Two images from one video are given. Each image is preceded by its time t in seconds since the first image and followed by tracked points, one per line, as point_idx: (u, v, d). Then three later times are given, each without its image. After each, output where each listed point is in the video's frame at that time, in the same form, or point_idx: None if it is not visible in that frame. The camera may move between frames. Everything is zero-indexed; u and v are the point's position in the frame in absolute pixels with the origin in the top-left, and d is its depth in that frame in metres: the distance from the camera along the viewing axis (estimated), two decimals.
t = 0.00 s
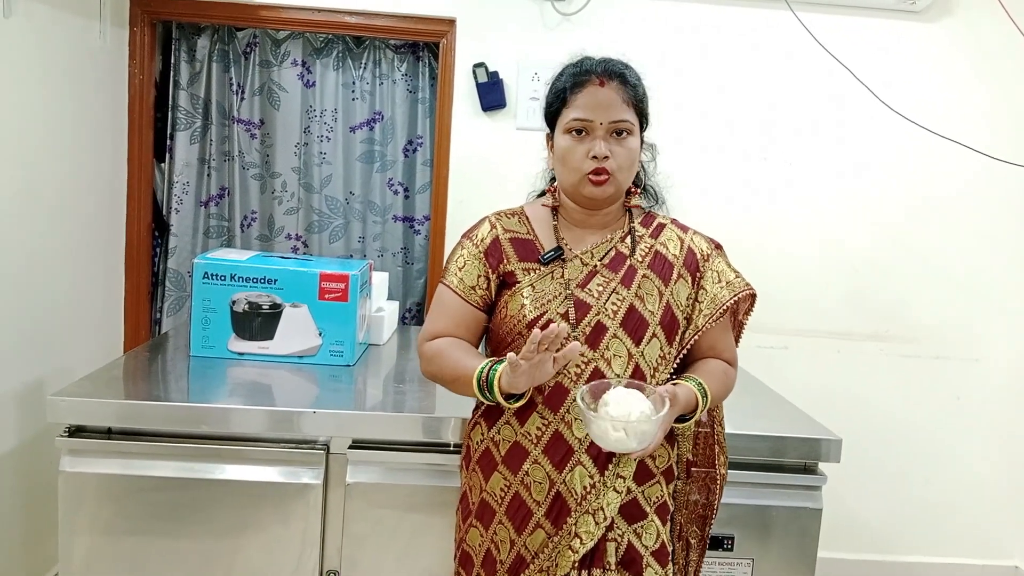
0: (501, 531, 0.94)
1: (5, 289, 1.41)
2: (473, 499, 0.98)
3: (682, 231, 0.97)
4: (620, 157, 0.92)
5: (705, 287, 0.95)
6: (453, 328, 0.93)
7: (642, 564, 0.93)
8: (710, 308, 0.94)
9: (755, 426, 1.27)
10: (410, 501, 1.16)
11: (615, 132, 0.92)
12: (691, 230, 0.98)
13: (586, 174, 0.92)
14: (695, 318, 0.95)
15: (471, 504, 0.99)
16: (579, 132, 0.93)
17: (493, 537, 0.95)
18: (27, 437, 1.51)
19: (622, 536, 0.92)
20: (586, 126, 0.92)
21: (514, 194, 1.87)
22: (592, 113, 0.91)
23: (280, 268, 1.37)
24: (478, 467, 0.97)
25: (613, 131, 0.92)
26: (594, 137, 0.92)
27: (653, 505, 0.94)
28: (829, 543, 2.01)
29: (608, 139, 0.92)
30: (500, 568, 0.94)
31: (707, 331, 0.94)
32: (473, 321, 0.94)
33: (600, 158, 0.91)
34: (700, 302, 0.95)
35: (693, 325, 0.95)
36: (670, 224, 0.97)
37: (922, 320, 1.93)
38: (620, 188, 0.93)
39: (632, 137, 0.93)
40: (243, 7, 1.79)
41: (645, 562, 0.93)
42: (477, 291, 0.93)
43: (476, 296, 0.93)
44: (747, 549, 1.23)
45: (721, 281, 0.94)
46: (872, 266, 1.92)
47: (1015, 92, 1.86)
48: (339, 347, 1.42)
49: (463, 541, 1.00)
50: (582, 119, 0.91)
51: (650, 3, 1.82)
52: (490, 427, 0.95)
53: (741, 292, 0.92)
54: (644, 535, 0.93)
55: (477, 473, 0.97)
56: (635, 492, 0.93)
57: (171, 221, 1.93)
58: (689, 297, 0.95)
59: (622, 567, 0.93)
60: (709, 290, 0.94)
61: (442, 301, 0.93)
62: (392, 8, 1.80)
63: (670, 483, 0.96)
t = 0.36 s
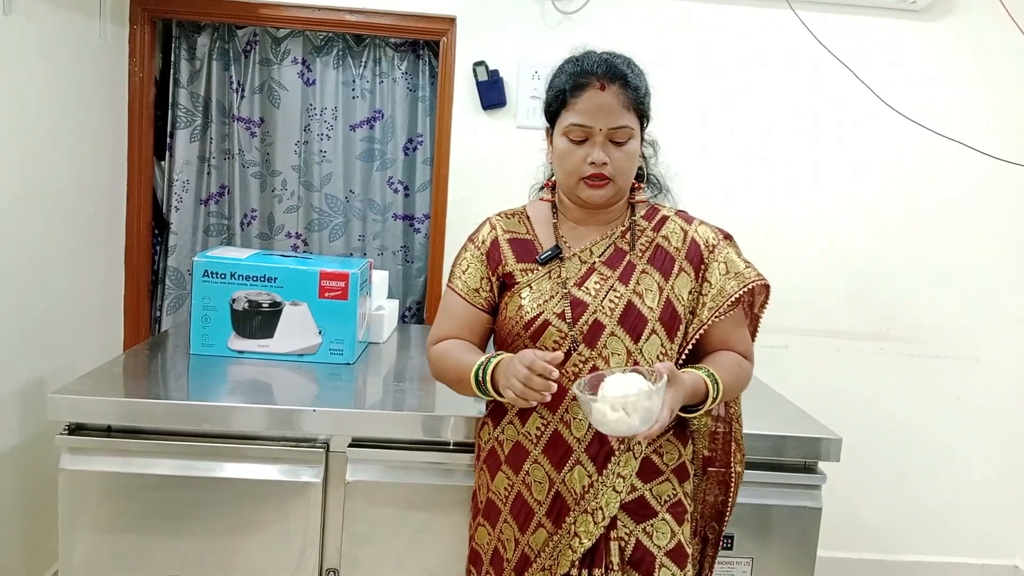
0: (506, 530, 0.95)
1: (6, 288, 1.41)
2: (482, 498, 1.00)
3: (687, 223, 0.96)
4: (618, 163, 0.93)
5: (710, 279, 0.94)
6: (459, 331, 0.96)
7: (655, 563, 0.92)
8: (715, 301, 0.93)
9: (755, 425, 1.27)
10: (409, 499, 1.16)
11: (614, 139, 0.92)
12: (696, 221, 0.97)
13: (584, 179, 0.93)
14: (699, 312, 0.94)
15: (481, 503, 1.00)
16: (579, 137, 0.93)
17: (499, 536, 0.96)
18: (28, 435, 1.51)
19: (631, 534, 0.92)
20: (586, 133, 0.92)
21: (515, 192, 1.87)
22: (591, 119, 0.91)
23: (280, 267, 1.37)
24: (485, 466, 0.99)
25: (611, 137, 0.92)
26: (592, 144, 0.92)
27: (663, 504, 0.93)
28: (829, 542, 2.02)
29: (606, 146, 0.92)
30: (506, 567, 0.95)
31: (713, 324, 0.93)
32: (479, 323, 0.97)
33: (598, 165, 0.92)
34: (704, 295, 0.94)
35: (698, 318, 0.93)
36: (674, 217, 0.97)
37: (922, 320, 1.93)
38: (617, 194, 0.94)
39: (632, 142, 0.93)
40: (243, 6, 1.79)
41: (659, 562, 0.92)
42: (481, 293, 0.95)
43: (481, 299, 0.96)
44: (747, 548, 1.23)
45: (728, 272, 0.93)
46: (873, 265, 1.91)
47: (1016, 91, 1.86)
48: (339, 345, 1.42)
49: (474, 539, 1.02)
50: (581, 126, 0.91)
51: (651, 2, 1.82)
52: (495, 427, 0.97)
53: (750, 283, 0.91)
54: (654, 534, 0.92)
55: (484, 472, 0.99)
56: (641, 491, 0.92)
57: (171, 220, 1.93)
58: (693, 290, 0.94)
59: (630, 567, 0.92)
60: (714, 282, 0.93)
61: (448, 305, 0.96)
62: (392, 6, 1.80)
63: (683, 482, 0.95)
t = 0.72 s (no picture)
0: (510, 474, 1.11)
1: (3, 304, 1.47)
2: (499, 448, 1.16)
3: (679, 218, 1.05)
4: (621, 137, 1.07)
5: (692, 268, 1.02)
6: (480, 313, 1.14)
7: (634, 508, 1.05)
8: (694, 287, 1.02)
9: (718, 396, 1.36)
10: (399, 479, 1.24)
11: (614, 119, 1.07)
12: (688, 216, 1.05)
13: (586, 150, 1.07)
14: (679, 297, 1.03)
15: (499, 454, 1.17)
16: (582, 119, 1.09)
17: (506, 479, 1.12)
18: (29, 446, 1.57)
19: (614, 482, 1.05)
20: (588, 113, 1.08)
21: (486, 193, 1.96)
22: (593, 102, 1.07)
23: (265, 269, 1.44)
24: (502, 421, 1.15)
25: (611, 117, 1.07)
26: (594, 123, 1.08)
27: (645, 459, 1.05)
28: (801, 512, 2.12)
29: (607, 124, 1.07)
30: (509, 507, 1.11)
31: (690, 309, 1.03)
32: (495, 302, 1.14)
33: (599, 137, 1.06)
34: (683, 282, 1.02)
35: (677, 302, 1.03)
36: (669, 212, 1.06)
37: (877, 296, 2.05)
38: (619, 165, 1.07)
39: (629, 124, 1.08)
40: (216, 27, 1.87)
41: (638, 507, 1.05)
42: (498, 273, 1.12)
43: (496, 275, 1.12)
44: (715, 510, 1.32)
45: (710, 262, 1.02)
46: (828, 246, 2.03)
47: (952, 78, 1.98)
48: (326, 342, 1.49)
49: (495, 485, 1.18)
50: (584, 106, 1.07)
51: (607, 8, 1.92)
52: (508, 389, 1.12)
53: (730, 273, 1.00)
54: (637, 484, 1.05)
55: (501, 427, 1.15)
56: (625, 446, 1.05)
57: (163, 234, 1.99)
58: (674, 277, 1.02)
59: (614, 510, 1.06)
60: (694, 271, 1.02)
61: (471, 286, 1.14)
62: (361, 21, 1.88)
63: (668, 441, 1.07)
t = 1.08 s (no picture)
0: (514, 479, 1.11)
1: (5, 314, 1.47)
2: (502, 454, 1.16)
3: (681, 223, 1.06)
4: (621, 143, 1.07)
5: (694, 272, 1.02)
6: (482, 320, 1.14)
7: (638, 515, 1.05)
8: (696, 291, 1.02)
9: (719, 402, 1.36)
10: (400, 487, 1.24)
11: (614, 124, 1.08)
12: (690, 221, 1.05)
13: (587, 156, 1.07)
14: (681, 300, 1.03)
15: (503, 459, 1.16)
16: (582, 125, 1.09)
17: (510, 484, 1.12)
18: (30, 455, 1.57)
19: (617, 488, 1.05)
20: (588, 118, 1.08)
21: (487, 200, 1.96)
22: (593, 107, 1.08)
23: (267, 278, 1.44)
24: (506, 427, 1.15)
25: (611, 122, 1.07)
26: (594, 128, 1.08)
27: (649, 465, 1.05)
28: (804, 518, 2.11)
29: (607, 129, 1.07)
30: (512, 512, 1.11)
31: (692, 313, 1.02)
32: (498, 309, 1.14)
33: (599, 142, 1.06)
34: (686, 286, 1.02)
35: (679, 306, 1.02)
36: (671, 218, 1.07)
37: (878, 301, 2.05)
38: (619, 171, 1.07)
39: (629, 128, 1.08)
40: (217, 37, 1.88)
41: (642, 514, 1.05)
42: (500, 279, 1.12)
43: (499, 284, 1.12)
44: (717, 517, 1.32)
45: (712, 266, 1.02)
46: (828, 251, 2.02)
47: (951, 83, 1.98)
48: (327, 350, 1.49)
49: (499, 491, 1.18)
50: (584, 112, 1.07)
51: (606, 16, 1.92)
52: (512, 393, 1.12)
53: (733, 277, 1.01)
54: (641, 491, 1.05)
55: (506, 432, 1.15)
56: (628, 453, 1.05)
57: (164, 243, 2.00)
58: (677, 282, 1.02)
59: (618, 516, 1.05)
60: (696, 275, 1.02)
61: (475, 293, 1.15)
62: (360, 30, 1.89)
63: (672, 448, 1.07)
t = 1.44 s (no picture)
0: (515, 469, 1.11)
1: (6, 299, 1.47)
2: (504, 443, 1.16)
3: (693, 218, 1.05)
4: (631, 135, 1.06)
5: (704, 268, 1.02)
6: (490, 307, 1.14)
7: (638, 508, 1.05)
8: (706, 288, 1.01)
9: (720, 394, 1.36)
10: (399, 475, 1.24)
11: (624, 115, 1.07)
12: (702, 217, 1.05)
13: (598, 150, 1.06)
14: (691, 296, 1.02)
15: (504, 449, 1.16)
16: (592, 117, 1.08)
17: (511, 474, 1.12)
18: (30, 440, 1.58)
19: (618, 481, 1.05)
20: (597, 110, 1.07)
21: (488, 189, 1.96)
22: (602, 98, 1.07)
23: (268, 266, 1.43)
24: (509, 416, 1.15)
25: (621, 113, 1.06)
26: (604, 120, 1.07)
27: (651, 458, 1.05)
28: (803, 510, 2.12)
29: (617, 120, 1.06)
30: (512, 502, 1.11)
31: (702, 310, 1.02)
32: (506, 298, 1.14)
33: (610, 135, 1.05)
34: (695, 282, 1.02)
35: (689, 302, 1.02)
36: (683, 212, 1.06)
37: (880, 294, 2.04)
38: (630, 164, 1.06)
39: (639, 119, 1.07)
40: (218, 22, 1.86)
41: (643, 507, 1.05)
42: (508, 267, 1.12)
43: (508, 273, 1.12)
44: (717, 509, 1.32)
45: (723, 264, 1.01)
46: (831, 244, 2.02)
47: (957, 75, 1.96)
48: (327, 338, 1.49)
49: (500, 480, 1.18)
50: (593, 104, 1.07)
51: (609, 5, 1.91)
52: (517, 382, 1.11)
53: (743, 276, 1.00)
54: (642, 484, 1.05)
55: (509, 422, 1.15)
56: (630, 445, 1.04)
57: (165, 229, 2.00)
58: (687, 278, 1.02)
59: (618, 509, 1.05)
60: (706, 271, 1.02)
61: (483, 282, 1.15)
62: (362, 17, 1.88)
63: (674, 442, 1.07)
